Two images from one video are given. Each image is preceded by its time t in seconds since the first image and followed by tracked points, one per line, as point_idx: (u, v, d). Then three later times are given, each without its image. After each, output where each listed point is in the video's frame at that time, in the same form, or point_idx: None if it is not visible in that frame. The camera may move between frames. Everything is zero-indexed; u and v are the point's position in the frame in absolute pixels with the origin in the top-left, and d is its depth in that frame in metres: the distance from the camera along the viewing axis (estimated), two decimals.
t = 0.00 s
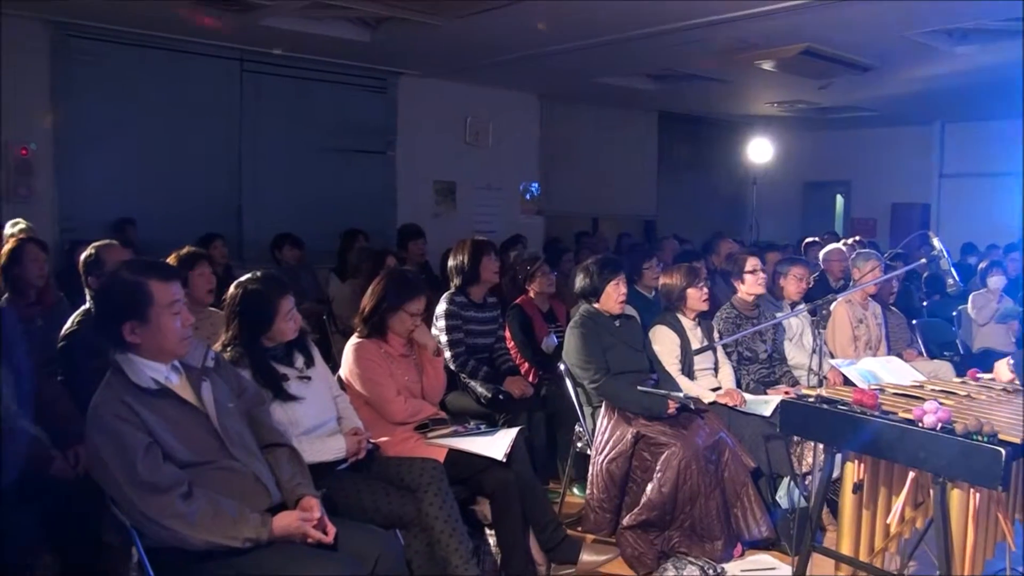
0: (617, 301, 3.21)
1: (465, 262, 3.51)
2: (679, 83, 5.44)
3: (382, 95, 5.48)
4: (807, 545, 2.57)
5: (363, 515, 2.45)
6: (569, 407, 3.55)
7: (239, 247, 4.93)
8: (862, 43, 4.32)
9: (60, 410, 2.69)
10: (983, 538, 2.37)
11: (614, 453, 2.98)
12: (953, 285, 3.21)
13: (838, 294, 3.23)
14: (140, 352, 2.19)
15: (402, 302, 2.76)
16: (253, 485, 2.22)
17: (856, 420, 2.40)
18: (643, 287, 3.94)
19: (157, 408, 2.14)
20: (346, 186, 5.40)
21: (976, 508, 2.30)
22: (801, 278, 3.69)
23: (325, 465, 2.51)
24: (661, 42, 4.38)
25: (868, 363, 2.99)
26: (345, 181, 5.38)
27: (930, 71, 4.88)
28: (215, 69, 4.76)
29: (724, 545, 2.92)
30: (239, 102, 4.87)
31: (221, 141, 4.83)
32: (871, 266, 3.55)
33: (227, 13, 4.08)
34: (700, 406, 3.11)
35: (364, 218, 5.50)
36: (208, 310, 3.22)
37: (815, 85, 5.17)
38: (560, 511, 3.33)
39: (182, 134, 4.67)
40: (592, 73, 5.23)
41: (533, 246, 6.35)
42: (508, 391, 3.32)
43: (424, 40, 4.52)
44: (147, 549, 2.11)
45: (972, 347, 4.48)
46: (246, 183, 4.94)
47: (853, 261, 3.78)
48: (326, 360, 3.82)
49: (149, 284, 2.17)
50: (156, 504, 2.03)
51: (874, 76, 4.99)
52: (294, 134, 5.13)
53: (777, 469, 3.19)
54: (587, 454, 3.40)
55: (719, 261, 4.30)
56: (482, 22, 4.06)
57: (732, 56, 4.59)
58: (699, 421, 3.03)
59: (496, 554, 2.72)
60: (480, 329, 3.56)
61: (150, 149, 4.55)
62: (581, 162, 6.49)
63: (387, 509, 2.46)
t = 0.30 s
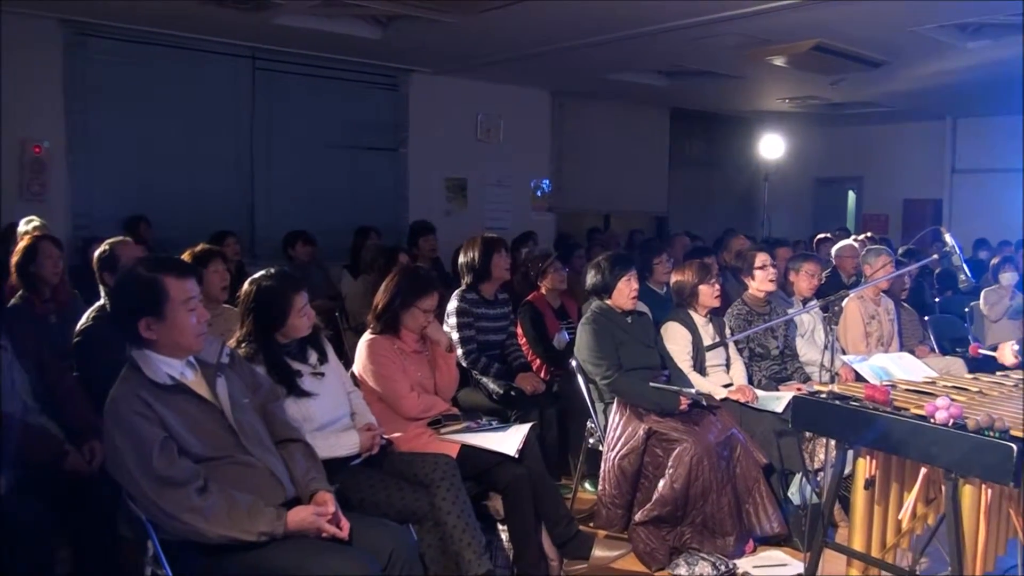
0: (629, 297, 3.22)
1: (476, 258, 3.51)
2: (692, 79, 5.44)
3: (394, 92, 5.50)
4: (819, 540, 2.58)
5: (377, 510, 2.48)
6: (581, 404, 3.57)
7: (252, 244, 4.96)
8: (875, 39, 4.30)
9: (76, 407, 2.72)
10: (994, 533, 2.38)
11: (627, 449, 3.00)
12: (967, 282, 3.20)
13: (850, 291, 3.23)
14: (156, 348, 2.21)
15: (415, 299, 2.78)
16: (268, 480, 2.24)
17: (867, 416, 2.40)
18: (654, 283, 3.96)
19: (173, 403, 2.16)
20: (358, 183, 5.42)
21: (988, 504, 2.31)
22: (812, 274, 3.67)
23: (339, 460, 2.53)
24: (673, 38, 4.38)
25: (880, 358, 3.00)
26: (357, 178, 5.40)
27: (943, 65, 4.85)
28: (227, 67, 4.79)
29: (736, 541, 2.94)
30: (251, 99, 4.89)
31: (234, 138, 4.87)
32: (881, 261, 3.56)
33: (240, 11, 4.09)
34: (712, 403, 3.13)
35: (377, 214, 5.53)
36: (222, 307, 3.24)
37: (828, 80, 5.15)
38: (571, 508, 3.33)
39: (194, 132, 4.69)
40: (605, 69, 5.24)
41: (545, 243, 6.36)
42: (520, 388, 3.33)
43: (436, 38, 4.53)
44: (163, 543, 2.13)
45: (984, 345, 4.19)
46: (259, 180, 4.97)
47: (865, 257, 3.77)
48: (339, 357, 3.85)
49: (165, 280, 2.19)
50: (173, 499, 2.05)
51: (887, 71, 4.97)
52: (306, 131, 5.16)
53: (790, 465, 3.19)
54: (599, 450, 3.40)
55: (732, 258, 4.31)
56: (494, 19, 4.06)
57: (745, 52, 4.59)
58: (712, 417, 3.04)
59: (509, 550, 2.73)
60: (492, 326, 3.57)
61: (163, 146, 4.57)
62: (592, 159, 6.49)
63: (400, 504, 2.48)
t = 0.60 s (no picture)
0: (644, 294, 3.22)
1: (488, 255, 3.54)
2: (706, 75, 5.43)
3: (408, 89, 5.54)
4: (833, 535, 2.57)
5: (392, 504, 2.51)
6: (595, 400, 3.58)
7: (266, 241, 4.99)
8: (890, 34, 4.28)
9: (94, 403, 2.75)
10: (1011, 530, 2.35)
11: (642, 445, 3.03)
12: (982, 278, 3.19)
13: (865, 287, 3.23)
14: (174, 344, 2.23)
15: (430, 296, 2.79)
16: (286, 474, 2.26)
17: (882, 411, 2.40)
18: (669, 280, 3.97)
19: (191, 399, 2.18)
20: (372, 180, 5.44)
21: (1003, 499, 2.30)
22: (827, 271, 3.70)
23: (355, 455, 2.55)
24: (687, 34, 4.37)
25: (895, 354, 2.99)
26: (370, 175, 5.42)
27: (960, 59, 4.81)
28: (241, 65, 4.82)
29: (750, 536, 2.99)
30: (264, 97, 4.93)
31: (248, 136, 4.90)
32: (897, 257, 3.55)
33: (254, 9, 4.11)
34: (727, 398, 3.13)
35: (390, 211, 5.55)
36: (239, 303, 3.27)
37: (842, 75, 5.13)
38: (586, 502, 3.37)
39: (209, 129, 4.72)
40: (618, 65, 5.23)
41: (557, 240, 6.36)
42: (534, 383, 3.37)
43: (449, 34, 4.53)
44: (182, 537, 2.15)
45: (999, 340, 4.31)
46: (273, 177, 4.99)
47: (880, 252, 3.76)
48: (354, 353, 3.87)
49: (182, 277, 2.21)
50: (192, 493, 2.07)
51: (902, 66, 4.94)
52: (320, 128, 5.18)
53: (804, 461, 3.19)
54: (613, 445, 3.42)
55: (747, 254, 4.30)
56: (508, 15, 4.06)
57: (759, 47, 4.57)
58: (727, 412, 3.06)
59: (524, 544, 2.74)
60: (505, 323, 3.59)
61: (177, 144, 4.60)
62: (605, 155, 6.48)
63: (416, 498, 2.51)
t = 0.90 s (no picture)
0: (660, 290, 3.23)
1: (502, 253, 3.54)
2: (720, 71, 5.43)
3: (422, 87, 5.55)
4: (850, 531, 2.56)
5: (409, 499, 2.53)
6: (610, 397, 3.59)
7: (282, 239, 5.02)
8: (904, 29, 4.26)
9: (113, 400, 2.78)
10: None
11: (657, 441, 3.04)
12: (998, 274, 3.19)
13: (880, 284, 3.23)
14: (193, 341, 2.25)
15: (447, 293, 2.81)
16: (304, 470, 2.28)
17: (898, 407, 2.39)
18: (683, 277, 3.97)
19: (209, 395, 2.20)
20: (387, 178, 5.47)
21: (1020, 497, 2.28)
22: (842, 267, 3.70)
23: (372, 451, 2.57)
24: (701, 30, 4.36)
25: (911, 351, 2.98)
26: (385, 172, 5.45)
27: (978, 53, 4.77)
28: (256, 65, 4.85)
29: (766, 533, 3.00)
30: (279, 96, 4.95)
31: (264, 134, 4.93)
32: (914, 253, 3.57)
33: (270, 8, 4.14)
34: (743, 395, 3.15)
35: (406, 209, 5.57)
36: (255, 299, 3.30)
37: (856, 71, 5.11)
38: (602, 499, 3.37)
39: (224, 128, 4.76)
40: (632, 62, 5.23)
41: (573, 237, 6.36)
42: (549, 380, 3.40)
43: (464, 32, 4.54)
44: (200, 532, 2.17)
45: None
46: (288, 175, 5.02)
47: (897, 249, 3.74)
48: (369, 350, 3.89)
49: (201, 275, 2.23)
50: (211, 488, 2.10)
51: (916, 62, 4.93)
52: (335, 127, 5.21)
53: (820, 458, 3.19)
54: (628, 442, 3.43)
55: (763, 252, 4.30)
56: (523, 13, 4.08)
57: (773, 43, 4.56)
58: (743, 409, 3.09)
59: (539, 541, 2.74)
60: (518, 320, 3.59)
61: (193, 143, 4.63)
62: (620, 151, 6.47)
63: (433, 494, 2.53)
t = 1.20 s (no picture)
0: (676, 287, 3.22)
1: (517, 252, 3.54)
2: (736, 68, 5.42)
3: (439, 85, 5.56)
4: (867, 528, 2.57)
5: (426, 495, 2.55)
6: (627, 394, 3.60)
7: (299, 237, 5.05)
8: (922, 25, 4.23)
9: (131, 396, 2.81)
10: None
11: (674, 438, 3.06)
12: (1016, 271, 3.16)
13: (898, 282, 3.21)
14: (213, 337, 2.27)
15: (464, 290, 2.82)
16: (322, 465, 2.30)
17: (915, 404, 2.39)
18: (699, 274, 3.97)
19: (227, 392, 2.22)
20: (403, 176, 5.49)
21: None
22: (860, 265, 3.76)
23: (389, 448, 2.59)
24: (717, 27, 4.35)
25: (928, 348, 2.97)
26: (401, 170, 5.47)
27: (996, 48, 4.74)
28: (273, 64, 4.87)
29: (782, 531, 2.99)
30: (296, 94, 4.97)
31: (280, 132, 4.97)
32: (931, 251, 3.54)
33: (287, 7, 4.17)
34: (760, 392, 3.16)
35: (422, 206, 5.59)
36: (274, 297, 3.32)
37: (873, 67, 5.09)
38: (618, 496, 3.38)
39: (240, 126, 4.79)
40: (648, 59, 5.23)
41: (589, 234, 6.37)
42: (565, 377, 3.39)
43: (480, 30, 4.55)
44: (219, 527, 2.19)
45: None
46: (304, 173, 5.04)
47: (914, 246, 3.73)
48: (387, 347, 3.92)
49: (221, 273, 2.25)
50: (231, 483, 2.11)
51: (934, 58, 4.90)
52: (351, 125, 5.23)
53: (837, 455, 3.18)
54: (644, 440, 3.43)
55: (781, 249, 4.28)
56: (539, 11, 4.08)
57: (789, 40, 4.55)
58: (759, 407, 3.10)
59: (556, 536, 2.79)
60: (534, 317, 3.60)
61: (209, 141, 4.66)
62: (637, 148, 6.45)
63: (450, 490, 2.54)
